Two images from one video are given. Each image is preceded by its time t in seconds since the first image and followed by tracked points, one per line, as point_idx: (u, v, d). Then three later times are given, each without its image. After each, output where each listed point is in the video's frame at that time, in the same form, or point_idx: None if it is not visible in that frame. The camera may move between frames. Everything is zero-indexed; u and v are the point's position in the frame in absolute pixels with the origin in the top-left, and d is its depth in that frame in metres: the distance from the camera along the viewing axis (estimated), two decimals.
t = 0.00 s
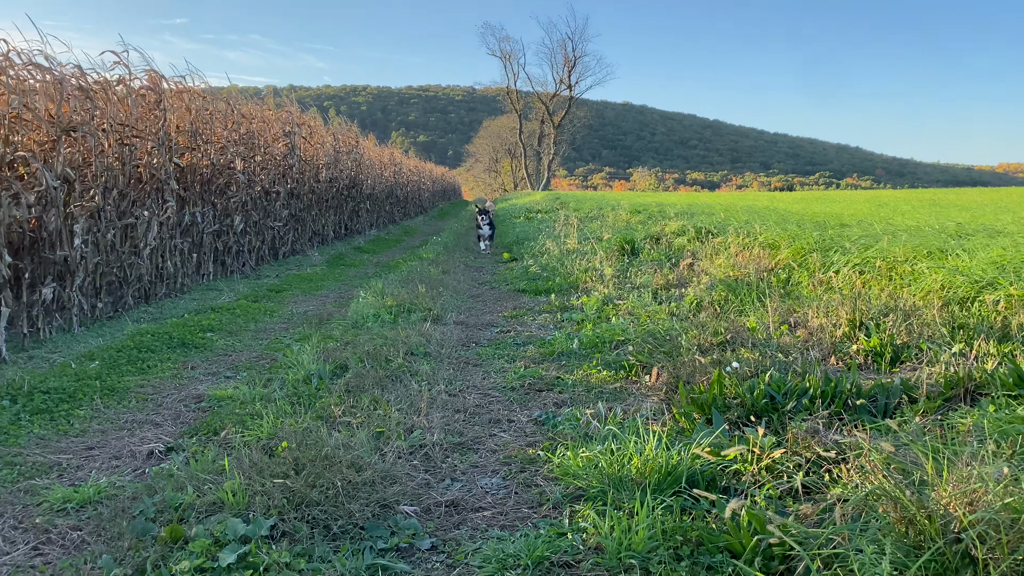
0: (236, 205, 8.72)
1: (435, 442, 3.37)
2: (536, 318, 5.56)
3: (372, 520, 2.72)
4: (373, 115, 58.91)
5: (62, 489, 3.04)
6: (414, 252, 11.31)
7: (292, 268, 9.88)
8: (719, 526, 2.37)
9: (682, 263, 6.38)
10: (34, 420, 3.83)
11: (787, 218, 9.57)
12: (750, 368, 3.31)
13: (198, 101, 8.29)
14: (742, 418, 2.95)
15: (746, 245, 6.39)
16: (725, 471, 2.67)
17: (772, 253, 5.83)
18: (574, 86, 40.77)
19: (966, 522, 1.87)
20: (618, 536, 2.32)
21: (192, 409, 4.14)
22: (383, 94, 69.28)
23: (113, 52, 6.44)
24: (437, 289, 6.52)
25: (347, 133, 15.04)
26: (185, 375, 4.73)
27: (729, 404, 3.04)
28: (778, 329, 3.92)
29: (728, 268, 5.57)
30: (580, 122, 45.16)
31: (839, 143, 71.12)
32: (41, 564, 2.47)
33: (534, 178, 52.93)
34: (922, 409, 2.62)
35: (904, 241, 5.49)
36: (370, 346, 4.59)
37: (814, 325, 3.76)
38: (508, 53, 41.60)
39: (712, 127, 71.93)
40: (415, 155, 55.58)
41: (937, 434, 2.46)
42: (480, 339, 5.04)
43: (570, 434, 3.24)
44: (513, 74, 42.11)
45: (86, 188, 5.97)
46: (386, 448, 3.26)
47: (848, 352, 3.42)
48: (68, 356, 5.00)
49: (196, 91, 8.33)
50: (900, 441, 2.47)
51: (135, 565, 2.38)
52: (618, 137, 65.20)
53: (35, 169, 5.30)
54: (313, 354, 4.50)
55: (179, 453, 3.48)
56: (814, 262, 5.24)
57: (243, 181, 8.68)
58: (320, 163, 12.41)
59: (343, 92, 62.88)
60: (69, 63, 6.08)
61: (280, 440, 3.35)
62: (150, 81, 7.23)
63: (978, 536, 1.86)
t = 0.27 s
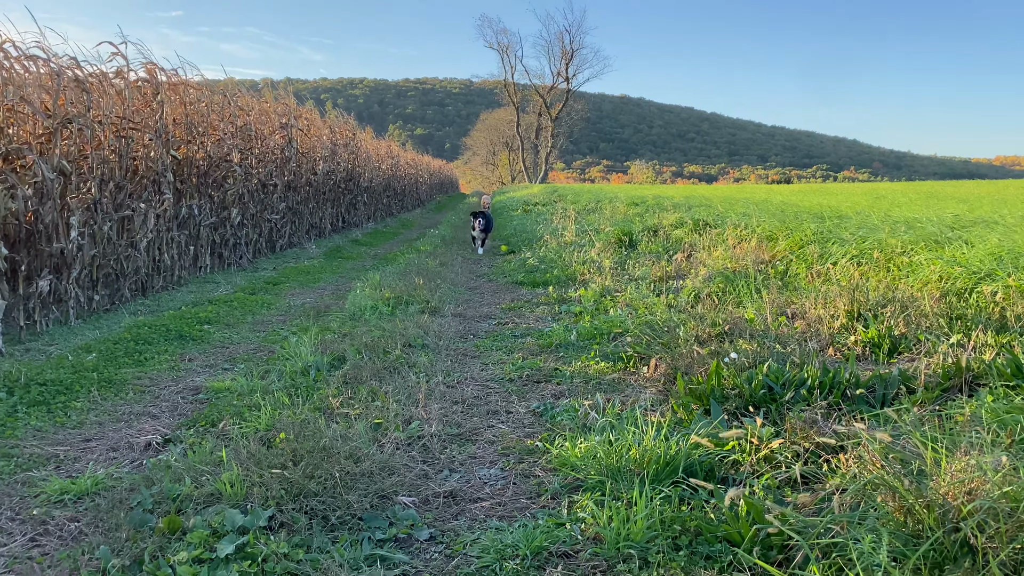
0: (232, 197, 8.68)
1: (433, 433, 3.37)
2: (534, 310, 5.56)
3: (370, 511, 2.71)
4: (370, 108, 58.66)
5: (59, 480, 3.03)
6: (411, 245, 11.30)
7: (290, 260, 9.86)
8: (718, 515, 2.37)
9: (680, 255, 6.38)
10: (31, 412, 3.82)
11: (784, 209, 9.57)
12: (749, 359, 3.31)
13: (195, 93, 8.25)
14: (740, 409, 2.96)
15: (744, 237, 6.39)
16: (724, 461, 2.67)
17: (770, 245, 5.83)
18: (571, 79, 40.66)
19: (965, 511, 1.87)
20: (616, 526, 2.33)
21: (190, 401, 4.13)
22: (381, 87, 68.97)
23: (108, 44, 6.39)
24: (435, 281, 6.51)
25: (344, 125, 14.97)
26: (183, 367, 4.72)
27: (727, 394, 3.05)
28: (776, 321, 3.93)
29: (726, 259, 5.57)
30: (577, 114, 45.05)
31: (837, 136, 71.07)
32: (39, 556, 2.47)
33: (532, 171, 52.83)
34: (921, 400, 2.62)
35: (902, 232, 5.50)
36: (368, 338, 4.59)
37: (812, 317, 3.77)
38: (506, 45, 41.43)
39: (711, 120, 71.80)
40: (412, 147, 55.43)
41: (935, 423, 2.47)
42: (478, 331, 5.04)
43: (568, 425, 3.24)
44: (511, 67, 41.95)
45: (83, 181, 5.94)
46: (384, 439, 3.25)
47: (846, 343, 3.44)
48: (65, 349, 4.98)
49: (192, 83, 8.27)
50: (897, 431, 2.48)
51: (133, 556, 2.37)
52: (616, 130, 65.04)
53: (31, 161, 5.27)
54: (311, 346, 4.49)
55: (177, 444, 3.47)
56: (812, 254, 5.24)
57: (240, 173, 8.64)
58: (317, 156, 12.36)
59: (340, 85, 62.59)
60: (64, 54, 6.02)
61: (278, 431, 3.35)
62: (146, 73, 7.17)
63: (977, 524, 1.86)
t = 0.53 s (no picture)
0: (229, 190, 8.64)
1: (433, 424, 3.37)
2: (532, 301, 5.56)
3: (371, 501, 2.71)
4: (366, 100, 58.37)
5: (59, 472, 3.02)
6: (409, 237, 11.28)
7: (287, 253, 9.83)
8: (718, 504, 2.38)
9: (679, 246, 6.38)
10: (29, 404, 3.81)
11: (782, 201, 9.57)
12: (748, 349, 3.32)
13: (191, 85, 8.20)
14: (740, 398, 2.97)
15: (742, 228, 6.39)
16: (724, 450, 2.68)
17: (768, 236, 5.84)
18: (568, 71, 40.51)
19: (965, 499, 1.88)
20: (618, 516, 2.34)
21: (189, 393, 4.12)
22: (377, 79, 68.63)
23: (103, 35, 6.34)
24: (433, 273, 6.51)
25: (340, 118, 14.90)
26: (181, 359, 4.71)
27: (727, 384, 3.06)
28: (775, 311, 3.94)
29: (725, 251, 5.58)
30: (575, 106, 44.89)
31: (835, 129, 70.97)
32: (39, 546, 2.46)
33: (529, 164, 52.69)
34: (921, 388, 2.63)
35: (900, 223, 5.51)
36: (366, 330, 4.58)
37: (811, 307, 3.78)
38: (503, 37, 41.28)
39: (708, 112, 71.61)
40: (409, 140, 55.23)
41: (935, 411, 2.47)
42: (477, 323, 5.04)
43: (568, 416, 3.25)
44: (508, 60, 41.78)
45: (79, 173, 5.91)
46: (384, 430, 3.26)
47: (846, 333, 3.46)
48: (63, 341, 4.96)
49: (188, 76, 8.22)
50: (897, 420, 2.49)
51: (133, 546, 2.37)
52: (613, 122, 64.88)
53: (27, 154, 5.23)
54: (310, 338, 4.49)
55: (176, 436, 3.46)
56: (810, 245, 5.25)
57: (237, 166, 8.60)
58: (314, 148, 12.30)
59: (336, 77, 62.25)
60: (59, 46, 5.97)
61: (277, 422, 3.34)
62: (142, 65, 7.12)
63: (978, 512, 1.87)
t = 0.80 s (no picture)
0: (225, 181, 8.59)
1: (431, 413, 3.38)
2: (529, 292, 5.56)
3: (370, 490, 2.71)
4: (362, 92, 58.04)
5: (56, 462, 3.01)
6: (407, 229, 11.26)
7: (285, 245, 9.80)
8: (717, 491, 2.39)
9: (676, 237, 6.38)
10: (26, 395, 3.79)
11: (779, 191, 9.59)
12: (746, 338, 3.33)
13: (186, 77, 8.13)
14: (738, 386, 2.98)
15: (739, 218, 6.39)
16: (722, 438, 2.68)
17: (766, 226, 5.84)
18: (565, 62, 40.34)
19: (964, 484, 1.88)
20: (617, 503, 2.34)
21: (186, 383, 4.11)
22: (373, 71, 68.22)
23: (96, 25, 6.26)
24: (430, 265, 6.50)
25: (336, 109, 14.82)
26: (178, 350, 4.70)
27: (725, 372, 3.06)
28: (773, 301, 3.94)
29: (722, 241, 5.58)
30: (571, 98, 44.72)
31: (833, 120, 70.91)
32: (37, 537, 2.46)
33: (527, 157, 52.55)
34: (919, 376, 2.65)
35: (896, 212, 5.52)
36: (364, 321, 4.58)
37: (809, 296, 3.79)
38: (499, 29, 41.08)
39: (706, 103, 71.47)
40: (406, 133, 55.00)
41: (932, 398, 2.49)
42: (474, 313, 5.04)
43: (566, 405, 3.26)
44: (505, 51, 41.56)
45: (74, 164, 5.86)
46: (382, 419, 3.26)
47: (844, 322, 3.47)
48: (59, 333, 4.94)
49: (182, 66, 8.14)
50: (896, 407, 2.50)
51: (132, 536, 2.36)
52: (611, 114, 64.69)
53: (21, 145, 5.18)
54: (307, 330, 4.48)
55: (174, 427, 3.45)
56: (807, 234, 5.25)
57: (232, 157, 8.55)
58: (310, 140, 12.24)
59: (332, 69, 61.84)
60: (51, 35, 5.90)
61: (276, 412, 3.34)
62: (136, 55, 7.05)
63: (977, 497, 1.87)
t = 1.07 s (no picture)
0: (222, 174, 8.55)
1: (430, 405, 3.38)
2: (527, 284, 5.55)
3: (368, 481, 2.71)
4: (359, 85, 57.76)
5: (54, 456, 3.01)
6: (404, 221, 11.24)
7: (282, 238, 9.77)
8: (715, 480, 2.39)
9: (674, 228, 6.37)
10: (23, 389, 3.78)
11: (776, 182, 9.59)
12: (744, 329, 3.33)
13: (182, 70, 8.07)
14: (736, 377, 2.98)
15: (737, 209, 6.39)
16: (720, 428, 2.69)
17: (763, 217, 5.84)
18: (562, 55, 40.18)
19: (962, 472, 1.89)
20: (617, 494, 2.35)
21: (184, 376, 4.11)
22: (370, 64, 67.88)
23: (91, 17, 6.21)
24: (428, 257, 6.49)
25: (333, 102, 14.75)
26: (176, 344, 4.68)
27: (723, 363, 3.07)
28: (772, 292, 3.94)
29: (720, 232, 5.57)
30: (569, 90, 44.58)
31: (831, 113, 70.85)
32: (36, 530, 2.45)
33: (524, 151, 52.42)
34: (917, 365, 2.65)
35: (894, 202, 5.52)
36: (362, 313, 4.57)
37: (807, 287, 3.79)
38: (496, 21, 40.89)
39: (704, 95, 71.26)
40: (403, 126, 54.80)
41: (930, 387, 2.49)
42: (472, 305, 5.04)
43: (565, 396, 3.26)
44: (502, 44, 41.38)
45: (70, 158, 5.82)
46: (381, 411, 3.25)
47: (841, 313, 3.48)
48: (56, 327, 4.92)
49: (178, 59, 8.08)
50: (893, 396, 2.51)
51: (130, 529, 2.36)
52: (608, 107, 64.52)
53: (17, 138, 5.15)
54: (305, 322, 4.47)
55: (172, 419, 3.45)
56: (805, 225, 5.25)
57: (229, 150, 8.51)
58: (306, 133, 12.19)
59: (328, 62, 61.50)
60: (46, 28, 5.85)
61: (274, 404, 3.33)
62: (131, 48, 6.99)
63: (975, 485, 1.87)
